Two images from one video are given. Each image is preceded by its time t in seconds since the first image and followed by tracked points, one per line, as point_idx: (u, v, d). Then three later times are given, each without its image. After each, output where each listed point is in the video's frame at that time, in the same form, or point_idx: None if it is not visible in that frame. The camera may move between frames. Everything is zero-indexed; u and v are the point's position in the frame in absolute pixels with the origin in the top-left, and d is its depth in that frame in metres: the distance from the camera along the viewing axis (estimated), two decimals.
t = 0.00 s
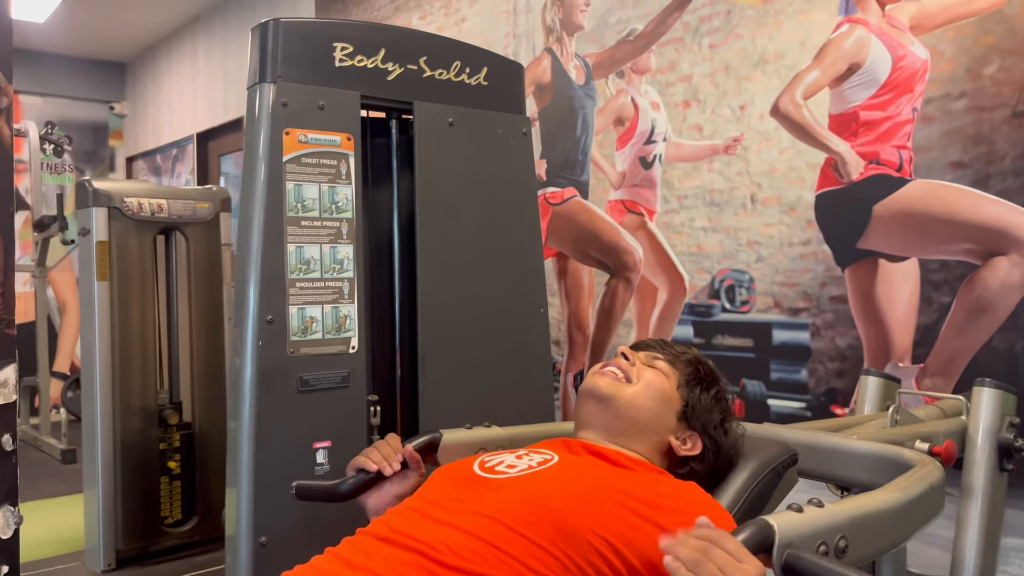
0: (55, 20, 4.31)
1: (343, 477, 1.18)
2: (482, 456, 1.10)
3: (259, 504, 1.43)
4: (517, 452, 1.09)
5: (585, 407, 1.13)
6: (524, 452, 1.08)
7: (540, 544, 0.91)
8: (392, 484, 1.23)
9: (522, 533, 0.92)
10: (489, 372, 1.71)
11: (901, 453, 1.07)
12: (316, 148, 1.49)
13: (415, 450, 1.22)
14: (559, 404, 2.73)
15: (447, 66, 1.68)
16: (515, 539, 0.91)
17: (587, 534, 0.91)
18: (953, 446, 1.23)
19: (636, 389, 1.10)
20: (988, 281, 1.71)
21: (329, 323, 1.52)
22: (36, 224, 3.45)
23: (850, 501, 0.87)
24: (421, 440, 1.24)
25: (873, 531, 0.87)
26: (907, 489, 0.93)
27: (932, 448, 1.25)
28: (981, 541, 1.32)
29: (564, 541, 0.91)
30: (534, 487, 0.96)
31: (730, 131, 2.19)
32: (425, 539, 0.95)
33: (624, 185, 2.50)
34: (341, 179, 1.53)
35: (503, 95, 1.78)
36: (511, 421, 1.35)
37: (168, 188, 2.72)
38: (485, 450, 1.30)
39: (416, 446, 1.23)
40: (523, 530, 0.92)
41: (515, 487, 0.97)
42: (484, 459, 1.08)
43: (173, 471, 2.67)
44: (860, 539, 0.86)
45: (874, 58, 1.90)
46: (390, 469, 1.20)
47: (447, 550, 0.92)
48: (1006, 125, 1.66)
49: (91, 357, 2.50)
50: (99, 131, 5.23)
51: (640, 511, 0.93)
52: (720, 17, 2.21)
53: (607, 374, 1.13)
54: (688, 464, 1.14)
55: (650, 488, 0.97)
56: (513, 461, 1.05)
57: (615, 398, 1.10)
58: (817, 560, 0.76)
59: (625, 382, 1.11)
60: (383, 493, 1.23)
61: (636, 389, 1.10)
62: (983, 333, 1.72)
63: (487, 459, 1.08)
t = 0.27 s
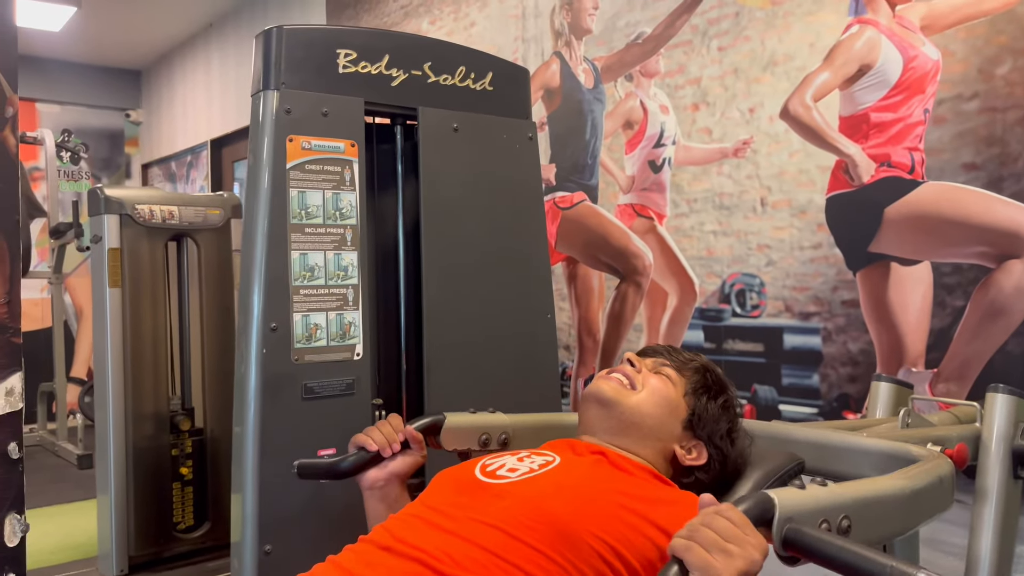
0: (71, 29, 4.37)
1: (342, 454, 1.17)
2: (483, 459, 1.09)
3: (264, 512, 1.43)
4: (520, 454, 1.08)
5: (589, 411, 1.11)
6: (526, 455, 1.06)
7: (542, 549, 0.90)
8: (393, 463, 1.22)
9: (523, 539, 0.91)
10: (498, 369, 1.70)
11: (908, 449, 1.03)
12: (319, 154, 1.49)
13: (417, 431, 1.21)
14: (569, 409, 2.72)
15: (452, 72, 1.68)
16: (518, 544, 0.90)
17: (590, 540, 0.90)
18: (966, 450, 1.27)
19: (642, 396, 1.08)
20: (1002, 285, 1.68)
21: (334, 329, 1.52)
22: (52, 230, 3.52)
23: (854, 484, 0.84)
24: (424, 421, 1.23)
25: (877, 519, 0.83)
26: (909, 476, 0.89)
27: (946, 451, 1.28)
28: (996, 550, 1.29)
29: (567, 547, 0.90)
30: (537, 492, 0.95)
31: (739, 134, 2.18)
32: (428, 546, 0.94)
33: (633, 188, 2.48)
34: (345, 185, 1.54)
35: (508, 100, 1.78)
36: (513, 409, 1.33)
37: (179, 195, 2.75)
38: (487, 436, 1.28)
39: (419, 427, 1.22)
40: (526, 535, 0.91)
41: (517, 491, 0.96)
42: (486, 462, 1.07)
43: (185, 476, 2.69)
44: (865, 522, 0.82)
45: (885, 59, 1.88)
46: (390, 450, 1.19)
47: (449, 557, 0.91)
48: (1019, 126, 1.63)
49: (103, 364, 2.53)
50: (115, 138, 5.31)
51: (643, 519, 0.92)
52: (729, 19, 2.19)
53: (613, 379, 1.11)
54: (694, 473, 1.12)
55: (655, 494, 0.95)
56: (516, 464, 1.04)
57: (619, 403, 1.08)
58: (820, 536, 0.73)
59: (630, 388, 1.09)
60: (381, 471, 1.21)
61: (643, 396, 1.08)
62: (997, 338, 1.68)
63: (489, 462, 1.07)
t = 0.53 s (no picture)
0: (82, 31, 4.40)
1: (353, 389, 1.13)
2: (489, 453, 1.09)
3: (271, 514, 1.43)
4: (526, 446, 1.08)
5: (590, 413, 1.10)
6: (532, 447, 1.07)
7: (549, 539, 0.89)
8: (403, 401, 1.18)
9: (529, 529, 0.91)
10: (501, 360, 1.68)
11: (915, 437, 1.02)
12: (326, 157, 1.50)
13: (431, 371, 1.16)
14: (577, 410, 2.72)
15: (458, 73, 1.68)
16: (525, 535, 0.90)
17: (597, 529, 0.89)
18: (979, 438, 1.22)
19: (643, 398, 1.06)
20: (1013, 285, 1.66)
21: (341, 332, 1.53)
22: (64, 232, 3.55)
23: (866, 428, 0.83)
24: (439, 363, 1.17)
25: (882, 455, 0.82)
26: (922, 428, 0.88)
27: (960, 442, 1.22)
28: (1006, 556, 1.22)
29: (574, 534, 0.89)
30: (542, 482, 0.95)
31: (748, 134, 2.16)
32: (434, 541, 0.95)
33: (641, 189, 2.48)
34: (352, 188, 1.54)
35: (515, 102, 1.78)
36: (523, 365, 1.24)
37: (189, 198, 2.77)
38: (497, 388, 1.19)
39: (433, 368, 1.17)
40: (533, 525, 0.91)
41: (524, 482, 0.96)
42: (493, 453, 1.08)
43: (195, 477, 2.70)
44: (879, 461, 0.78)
45: (894, 57, 1.87)
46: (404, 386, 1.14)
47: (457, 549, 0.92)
48: None
49: (113, 365, 2.55)
50: (126, 140, 5.36)
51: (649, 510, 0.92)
52: (737, 19, 2.18)
53: (614, 382, 1.09)
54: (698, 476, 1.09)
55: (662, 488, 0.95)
56: (522, 455, 1.04)
57: (619, 404, 1.06)
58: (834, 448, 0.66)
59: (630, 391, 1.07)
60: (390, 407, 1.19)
61: (644, 398, 1.06)
62: (1009, 339, 1.67)
63: (496, 453, 1.08)
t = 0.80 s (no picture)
0: (86, 30, 4.41)
1: (399, 206, 1.02)
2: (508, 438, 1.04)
3: (276, 513, 1.43)
4: (548, 433, 1.01)
5: (598, 419, 1.05)
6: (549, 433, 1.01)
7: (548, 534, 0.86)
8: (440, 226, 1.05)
9: (533, 522, 0.87)
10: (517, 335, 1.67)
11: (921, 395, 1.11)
12: (331, 156, 1.50)
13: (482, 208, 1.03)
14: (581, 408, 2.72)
15: (462, 72, 1.68)
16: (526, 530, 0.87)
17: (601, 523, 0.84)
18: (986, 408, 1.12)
19: (647, 404, 1.01)
20: (1018, 284, 1.66)
21: (345, 331, 1.53)
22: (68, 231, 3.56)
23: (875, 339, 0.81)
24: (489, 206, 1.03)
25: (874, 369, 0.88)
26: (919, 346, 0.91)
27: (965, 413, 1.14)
28: (1010, 557, 1.20)
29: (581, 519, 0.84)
30: (548, 474, 0.90)
31: (752, 132, 2.16)
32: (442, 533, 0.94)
33: (645, 187, 2.47)
34: (356, 187, 1.54)
35: (519, 100, 1.78)
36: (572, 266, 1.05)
37: (193, 196, 2.77)
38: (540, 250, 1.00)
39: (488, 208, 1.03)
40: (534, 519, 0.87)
41: (527, 476, 0.92)
42: (510, 437, 1.03)
43: (199, 475, 2.71)
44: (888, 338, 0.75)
45: (899, 56, 1.86)
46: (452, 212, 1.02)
47: (459, 544, 0.91)
48: None
49: (118, 364, 2.55)
50: (130, 139, 5.36)
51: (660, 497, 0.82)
52: (741, 17, 2.17)
53: (619, 387, 1.04)
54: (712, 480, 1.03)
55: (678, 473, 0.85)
56: (538, 443, 0.99)
57: (624, 412, 1.01)
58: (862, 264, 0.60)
59: (637, 395, 1.02)
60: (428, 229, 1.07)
61: (654, 402, 1.01)
62: (1014, 338, 1.67)
63: (513, 438, 1.02)
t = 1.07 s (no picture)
0: (83, 25, 4.40)
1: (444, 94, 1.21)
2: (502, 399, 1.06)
3: (275, 503, 1.44)
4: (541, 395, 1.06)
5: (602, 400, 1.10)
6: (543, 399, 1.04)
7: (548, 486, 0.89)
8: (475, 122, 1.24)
9: (532, 472, 0.90)
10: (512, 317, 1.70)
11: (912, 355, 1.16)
12: (328, 149, 1.51)
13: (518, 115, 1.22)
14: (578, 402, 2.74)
15: (460, 66, 1.68)
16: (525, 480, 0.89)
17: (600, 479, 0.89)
18: (984, 383, 1.17)
19: (652, 385, 1.06)
20: (1013, 277, 1.70)
21: (343, 323, 1.54)
22: (66, 227, 3.56)
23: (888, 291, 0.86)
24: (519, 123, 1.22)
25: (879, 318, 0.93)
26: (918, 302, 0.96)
27: (962, 387, 1.18)
28: (1004, 544, 1.21)
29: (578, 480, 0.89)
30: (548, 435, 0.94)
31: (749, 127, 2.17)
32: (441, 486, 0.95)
33: (642, 182, 2.49)
34: (353, 180, 1.55)
35: (516, 94, 1.78)
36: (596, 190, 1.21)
37: (190, 191, 2.77)
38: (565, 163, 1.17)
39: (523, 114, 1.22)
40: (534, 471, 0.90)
41: (529, 434, 0.94)
42: (507, 397, 1.05)
43: (197, 469, 2.71)
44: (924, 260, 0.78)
45: (894, 51, 1.88)
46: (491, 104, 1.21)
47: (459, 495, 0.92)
48: None
49: (116, 358, 2.56)
50: (128, 134, 5.36)
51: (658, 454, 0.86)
52: (737, 12, 2.17)
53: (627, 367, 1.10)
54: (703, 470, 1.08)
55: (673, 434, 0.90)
56: (538, 405, 1.01)
57: (630, 390, 1.06)
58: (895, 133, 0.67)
59: (642, 377, 1.06)
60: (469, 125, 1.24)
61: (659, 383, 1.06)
62: (1007, 330, 1.70)
63: (510, 398, 1.04)
